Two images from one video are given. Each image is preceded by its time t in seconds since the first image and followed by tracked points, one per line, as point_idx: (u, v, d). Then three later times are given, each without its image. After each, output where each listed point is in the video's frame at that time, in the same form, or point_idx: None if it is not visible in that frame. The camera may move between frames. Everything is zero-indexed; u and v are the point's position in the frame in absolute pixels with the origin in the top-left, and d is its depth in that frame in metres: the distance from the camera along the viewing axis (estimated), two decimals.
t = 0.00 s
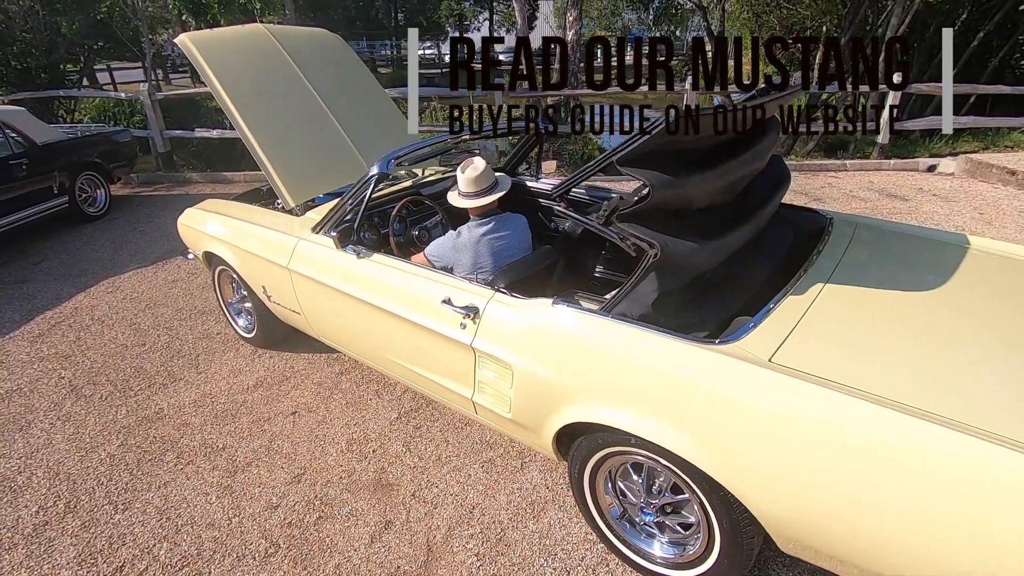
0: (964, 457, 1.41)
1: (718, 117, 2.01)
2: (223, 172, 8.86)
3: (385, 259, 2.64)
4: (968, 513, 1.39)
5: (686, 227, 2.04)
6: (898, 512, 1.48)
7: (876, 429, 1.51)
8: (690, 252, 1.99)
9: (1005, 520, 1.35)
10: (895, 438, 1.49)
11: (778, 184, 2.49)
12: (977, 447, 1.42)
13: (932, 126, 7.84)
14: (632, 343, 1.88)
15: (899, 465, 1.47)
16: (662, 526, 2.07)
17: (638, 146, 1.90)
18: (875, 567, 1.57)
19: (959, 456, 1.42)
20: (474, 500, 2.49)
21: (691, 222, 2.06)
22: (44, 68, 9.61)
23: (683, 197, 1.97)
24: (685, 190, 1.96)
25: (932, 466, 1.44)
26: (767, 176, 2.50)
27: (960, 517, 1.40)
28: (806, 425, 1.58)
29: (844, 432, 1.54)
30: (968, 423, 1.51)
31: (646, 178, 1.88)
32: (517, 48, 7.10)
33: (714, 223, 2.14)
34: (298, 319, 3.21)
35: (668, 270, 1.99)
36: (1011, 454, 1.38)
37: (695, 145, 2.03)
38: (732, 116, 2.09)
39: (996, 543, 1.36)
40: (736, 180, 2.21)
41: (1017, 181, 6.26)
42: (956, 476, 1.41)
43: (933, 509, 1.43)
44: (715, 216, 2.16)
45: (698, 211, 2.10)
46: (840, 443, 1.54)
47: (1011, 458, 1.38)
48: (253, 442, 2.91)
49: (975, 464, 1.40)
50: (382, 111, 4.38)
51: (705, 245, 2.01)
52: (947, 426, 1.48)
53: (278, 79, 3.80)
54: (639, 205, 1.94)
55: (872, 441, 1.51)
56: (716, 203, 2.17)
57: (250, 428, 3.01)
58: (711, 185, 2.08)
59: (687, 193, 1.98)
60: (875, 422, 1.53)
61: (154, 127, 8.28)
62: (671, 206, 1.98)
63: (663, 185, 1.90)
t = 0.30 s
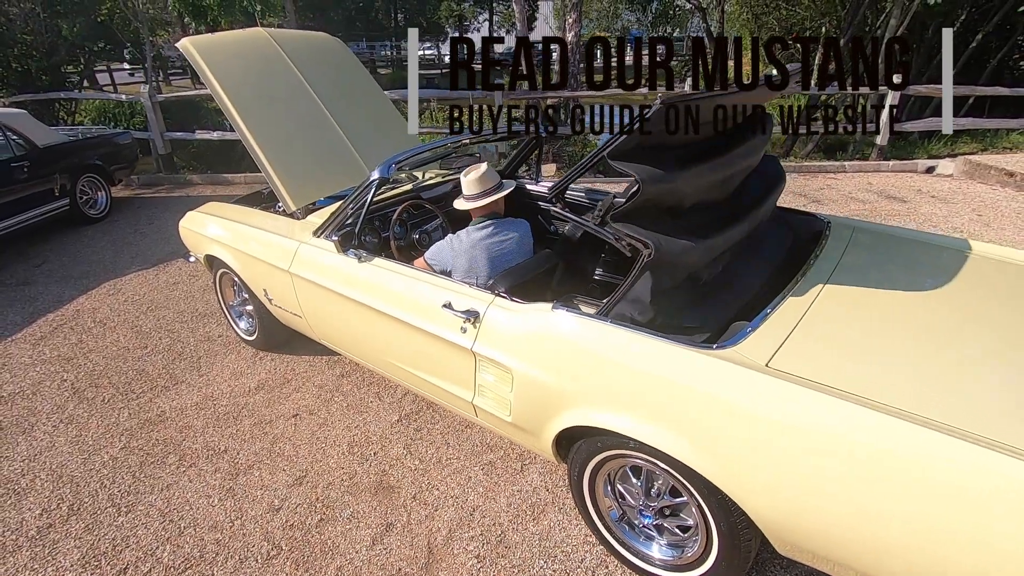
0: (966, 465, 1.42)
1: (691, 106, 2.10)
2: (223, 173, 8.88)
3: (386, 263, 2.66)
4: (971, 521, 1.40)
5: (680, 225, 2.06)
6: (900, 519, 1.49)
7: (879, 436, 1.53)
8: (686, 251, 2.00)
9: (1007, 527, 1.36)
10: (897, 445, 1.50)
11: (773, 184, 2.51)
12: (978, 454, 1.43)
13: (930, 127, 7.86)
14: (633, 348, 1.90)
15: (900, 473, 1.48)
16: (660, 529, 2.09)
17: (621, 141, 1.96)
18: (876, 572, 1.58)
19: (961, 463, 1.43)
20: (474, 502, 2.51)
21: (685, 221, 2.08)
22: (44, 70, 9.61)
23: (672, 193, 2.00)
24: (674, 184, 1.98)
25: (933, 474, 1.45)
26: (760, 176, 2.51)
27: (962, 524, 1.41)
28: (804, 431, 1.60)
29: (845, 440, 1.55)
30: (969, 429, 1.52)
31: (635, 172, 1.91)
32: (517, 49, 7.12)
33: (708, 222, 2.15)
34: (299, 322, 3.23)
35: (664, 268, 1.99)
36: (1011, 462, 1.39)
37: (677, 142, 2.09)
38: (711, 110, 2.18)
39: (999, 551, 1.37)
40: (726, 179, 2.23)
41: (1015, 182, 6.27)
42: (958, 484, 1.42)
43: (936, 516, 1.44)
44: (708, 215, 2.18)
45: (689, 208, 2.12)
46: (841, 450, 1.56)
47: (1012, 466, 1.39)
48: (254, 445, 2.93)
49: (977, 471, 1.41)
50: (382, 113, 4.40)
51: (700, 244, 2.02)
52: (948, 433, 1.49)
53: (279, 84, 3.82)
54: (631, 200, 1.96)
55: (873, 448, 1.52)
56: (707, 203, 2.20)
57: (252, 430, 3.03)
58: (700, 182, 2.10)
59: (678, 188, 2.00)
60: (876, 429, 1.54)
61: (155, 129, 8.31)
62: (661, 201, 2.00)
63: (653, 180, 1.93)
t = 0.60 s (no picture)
0: (965, 472, 1.43)
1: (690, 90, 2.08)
2: (223, 175, 8.91)
3: (386, 267, 2.68)
4: (972, 529, 1.40)
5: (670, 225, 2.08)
6: (900, 527, 1.49)
7: (878, 443, 1.53)
8: (677, 251, 2.02)
9: (1009, 535, 1.36)
10: (895, 451, 1.51)
11: (765, 185, 2.52)
12: (978, 462, 1.43)
13: (928, 128, 7.89)
14: (632, 353, 1.91)
15: (900, 480, 1.49)
16: (657, 530, 2.11)
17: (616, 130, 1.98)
18: None
19: (960, 470, 1.44)
20: (473, 504, 2.53)
21: (677, 219, 2.11)
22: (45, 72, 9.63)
23: (662, 190, 2.02)
24: (666, 181, 2.00)
25: (933, 481, 1.45)
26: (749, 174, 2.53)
27: (964, 532, 1.41)
28: (802, 436, 1.61)
29: (844, 446, 1.56)
30: (968, 436, 1.52)
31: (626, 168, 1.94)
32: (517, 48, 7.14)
33: (700, 223, 2.17)
34: (300, 325, 3.25)
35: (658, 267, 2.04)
36: (1011, 469, 1.40)
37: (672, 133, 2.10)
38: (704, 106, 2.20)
39: (1001, 559, 1.37)
40: (718, 176, 2.23)
41: (1013, 184, 6.30)
42: (957, 491, 1.43)
43: (936, 524, 1.44)
44: (700, 215, 2.19)
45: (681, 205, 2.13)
46: (839, 456, 1.57)
47: (1012, 473, 1.39)
48: (255, 447, 2.95)
49: (977, 479, 1.41)
50: (381, 116, 4.42)
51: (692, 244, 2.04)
52: (947, 440, 1.50)
53: (279, 88, 3.84)
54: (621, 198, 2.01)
55: (872, 455, 1.53)
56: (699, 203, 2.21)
57: (253, 433, 3.05)
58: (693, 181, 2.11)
59: (670, 185, 2.02)
60: (874, 436, 1.55)
61: (155, 131, 8.33)
62: (652, 198, 2.03)
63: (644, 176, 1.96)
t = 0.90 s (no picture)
0: (963, 481, 1.46)
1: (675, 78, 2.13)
2: (223, 177, 8.94)
3: (386, 272, 2.71)
4: (973, 538, 1.43)
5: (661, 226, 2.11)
6: (899, 535, 1.52)
7: (875, 451, 1.56)
8: (668, 253, 2.05)
9: (1008, 545, 1.38)
10: (894, 460, 1.53)
11: (757, 185, 2.54)
12: (976, 472, 1.46)
13: (926, 130, 7.93)
14: (629, 359, 1.94)
15: (900, 490, 1.51)
16: (654, 532, 2.14)
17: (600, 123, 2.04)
18: None
19: (958, 479, 1.46)
20: (473, 506, 2.56)
21: (669, 219, 2.14)
22: (45, 75, 9.66)
23: (648, 190, 2.06)
24: (653, 179, 2.04)
25: (932, 489, 1.48)
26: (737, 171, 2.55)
27: (964, 541, 1.44)
28: (799, 443, 1.64)
29: (843, 454, 1.59)
30: (964, 443, 1.55)
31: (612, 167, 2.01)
32: (517, 49, 7.16)
33: (694, 223, 2.19)
34: (300, 328, 3.28)
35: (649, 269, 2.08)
36: (1009, 479, 1.42)
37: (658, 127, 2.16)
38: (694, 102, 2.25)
39: (1000, 568, 1.39)
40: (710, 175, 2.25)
41: (1009, 186, 6.34)
42: (956, 500, 1.45)
43: (934, 532, 1.47)
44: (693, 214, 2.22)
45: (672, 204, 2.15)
46: (836, 464, 1.59)
47: (1009, 482, 1.42)
48: (257, 450, 2.97)
49: (975, 489, 1.44)
50: (380, 120, 4.44)
51: (683, 245, 2.06)
52: (946, 449, 1.52)
53: (280, 93, 3.87)
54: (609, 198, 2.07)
55: (870, 462, 1.56)
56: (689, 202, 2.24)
57: (254, 436, 3.08)
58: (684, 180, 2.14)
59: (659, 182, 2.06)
60: (872, 444, 1.57)
61: (155, 133, 8.35)
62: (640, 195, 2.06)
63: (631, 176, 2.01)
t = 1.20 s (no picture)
0: (964, 490, 1.48)
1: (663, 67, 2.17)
2: (222, 179, 8.97)
3: (385, 277, 2.74)
4: (977, 548, 1.44)
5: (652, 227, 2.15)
6: (905, 545, 1.53)
7: (871, 457, 1.59)
8: (660, 253, 2.09)
9: (1014, 553, 1.40)
10: (895, 469, 1.56)
11: (749, 185, 2.56)
12: (977, 481, 1.48)
13: (922, 132, 7.96)
14: (628, 366, 1.97)
15: (902, 499, 1.53)
16: (650, 534, 2.18)
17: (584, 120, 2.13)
18: None
19: (959, 488, 1.48)
20: (471, 508, 2.59)
21: (660, 220, 2.18)
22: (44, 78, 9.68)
23: (637, 191, 2.10)
24: (642, 180, 2.08)
25: (933, 498, 1.50)
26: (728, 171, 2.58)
27: (970, 550, 1.45)
28: (797, 450, 1.66)
29: (843, 463, 1.61)
30: (960, 450, 1.57)
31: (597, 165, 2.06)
32: (517, 50, 7.16)
33: (687, 225, 2.23)
34: (300, 332, 3.31)
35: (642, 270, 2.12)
36: (1006, 487, 1.45)
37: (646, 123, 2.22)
38: (682, 100, 2.30)
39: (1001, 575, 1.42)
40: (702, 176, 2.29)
41: (1005, 188, 6.38)
42: (956, 508, 1.47)
43: (934, 540, 1.49)
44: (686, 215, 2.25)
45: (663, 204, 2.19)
46: (838, 472, 1.61)
47: (1005, 489, 1.45)
48: (257, 453, 3.00)
49: (976, 497, 1.46)
50: (379, 124, 4.47)
51: (674, 245, 2.10)
52: (946, 458, 1.54)
53: (279, 98, 3.89)
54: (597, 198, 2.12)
55: (871, 470, 1.58)
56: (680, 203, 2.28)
57: (255, 439, 3.11)
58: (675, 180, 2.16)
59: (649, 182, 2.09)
60: (870, 451, 1.60)
61: (155, 136, 8.36)
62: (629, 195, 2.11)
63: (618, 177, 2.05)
